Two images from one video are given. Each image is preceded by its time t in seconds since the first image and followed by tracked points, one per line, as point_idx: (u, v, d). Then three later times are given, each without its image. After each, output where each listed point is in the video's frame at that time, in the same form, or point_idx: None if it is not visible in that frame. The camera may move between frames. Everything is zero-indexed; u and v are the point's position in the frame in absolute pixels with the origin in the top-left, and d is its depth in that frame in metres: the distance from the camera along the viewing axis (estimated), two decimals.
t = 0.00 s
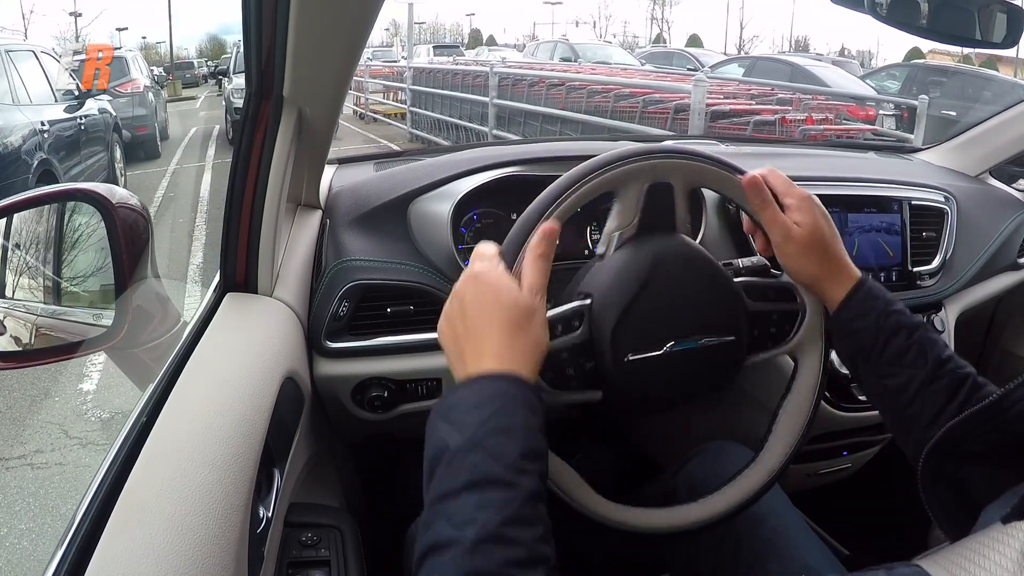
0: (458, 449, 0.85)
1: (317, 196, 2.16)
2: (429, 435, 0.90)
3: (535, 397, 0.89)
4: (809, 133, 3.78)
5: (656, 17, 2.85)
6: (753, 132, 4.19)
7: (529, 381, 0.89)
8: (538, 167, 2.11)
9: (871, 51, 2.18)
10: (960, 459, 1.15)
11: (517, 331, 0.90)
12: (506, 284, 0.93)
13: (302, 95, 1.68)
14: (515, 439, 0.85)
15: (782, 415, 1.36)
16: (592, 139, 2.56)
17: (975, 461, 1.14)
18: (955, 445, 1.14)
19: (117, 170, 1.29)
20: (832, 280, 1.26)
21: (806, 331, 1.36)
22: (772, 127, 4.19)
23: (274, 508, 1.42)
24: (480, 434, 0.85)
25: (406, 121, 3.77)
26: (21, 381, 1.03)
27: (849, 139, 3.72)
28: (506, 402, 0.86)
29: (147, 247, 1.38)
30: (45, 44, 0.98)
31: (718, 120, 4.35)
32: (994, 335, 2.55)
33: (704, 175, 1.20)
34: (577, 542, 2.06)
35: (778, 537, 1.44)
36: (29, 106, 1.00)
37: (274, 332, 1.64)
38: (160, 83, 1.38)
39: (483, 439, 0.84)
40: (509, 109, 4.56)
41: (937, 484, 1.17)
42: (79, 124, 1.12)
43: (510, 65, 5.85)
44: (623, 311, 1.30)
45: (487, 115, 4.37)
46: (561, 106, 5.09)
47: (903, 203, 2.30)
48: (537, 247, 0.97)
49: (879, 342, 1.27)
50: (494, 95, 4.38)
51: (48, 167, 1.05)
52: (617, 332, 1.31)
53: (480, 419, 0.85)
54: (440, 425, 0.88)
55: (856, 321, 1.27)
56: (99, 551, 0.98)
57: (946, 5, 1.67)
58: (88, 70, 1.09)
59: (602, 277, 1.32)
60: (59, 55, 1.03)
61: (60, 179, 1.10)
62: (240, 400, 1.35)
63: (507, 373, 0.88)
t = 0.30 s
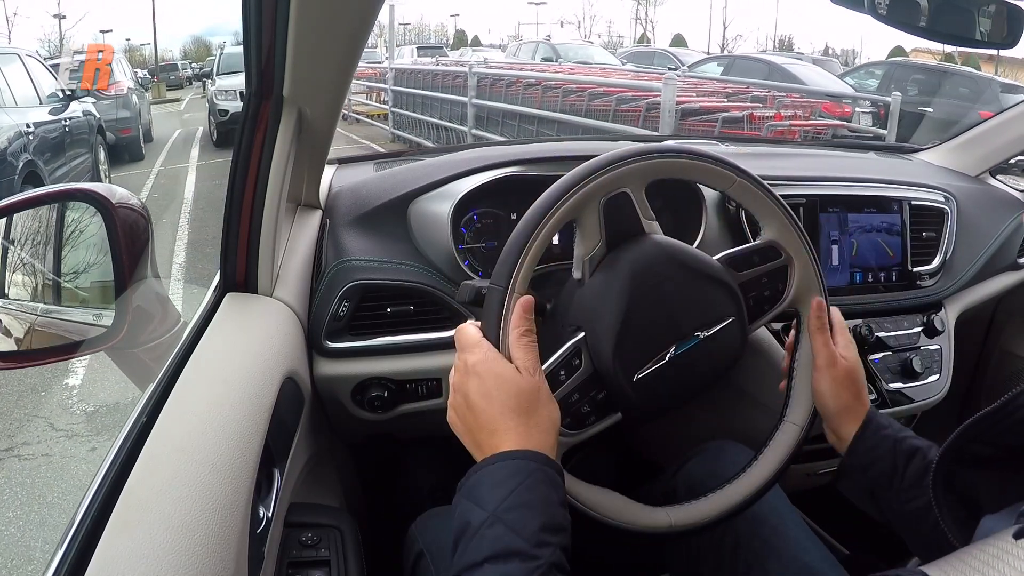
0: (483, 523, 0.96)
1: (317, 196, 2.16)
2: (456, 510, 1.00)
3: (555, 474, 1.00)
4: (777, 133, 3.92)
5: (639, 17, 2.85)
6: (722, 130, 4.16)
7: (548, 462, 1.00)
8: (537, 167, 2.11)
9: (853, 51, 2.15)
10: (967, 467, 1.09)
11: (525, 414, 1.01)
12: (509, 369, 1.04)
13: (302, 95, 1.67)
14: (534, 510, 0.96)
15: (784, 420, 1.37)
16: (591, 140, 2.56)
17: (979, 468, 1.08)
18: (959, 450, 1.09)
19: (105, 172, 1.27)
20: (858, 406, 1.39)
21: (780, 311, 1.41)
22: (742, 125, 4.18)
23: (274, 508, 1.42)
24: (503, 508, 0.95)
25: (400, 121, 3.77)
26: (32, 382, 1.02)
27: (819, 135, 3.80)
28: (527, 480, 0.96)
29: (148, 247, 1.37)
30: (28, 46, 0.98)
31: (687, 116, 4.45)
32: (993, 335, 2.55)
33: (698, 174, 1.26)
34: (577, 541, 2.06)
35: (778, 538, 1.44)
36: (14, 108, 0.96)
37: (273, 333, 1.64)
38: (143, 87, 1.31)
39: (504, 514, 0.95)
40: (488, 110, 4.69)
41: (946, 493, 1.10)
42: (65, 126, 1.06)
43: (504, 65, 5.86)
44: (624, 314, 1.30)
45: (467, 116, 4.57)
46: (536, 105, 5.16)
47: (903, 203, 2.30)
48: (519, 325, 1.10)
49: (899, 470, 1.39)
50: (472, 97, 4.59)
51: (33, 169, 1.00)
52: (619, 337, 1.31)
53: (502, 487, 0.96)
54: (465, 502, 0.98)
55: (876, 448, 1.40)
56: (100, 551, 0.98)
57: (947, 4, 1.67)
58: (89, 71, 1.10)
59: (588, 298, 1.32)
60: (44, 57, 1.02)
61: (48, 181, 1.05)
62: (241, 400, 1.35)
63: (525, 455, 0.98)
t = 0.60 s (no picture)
0: (483, 525, 0.96)
1: (317, 196, 2.16)
2: (457, 510, 0.99)
3: (555, 473, 1.00)
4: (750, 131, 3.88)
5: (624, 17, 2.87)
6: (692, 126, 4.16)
7: (547, 460, 1.00)
8: (537, 167, 2.11)
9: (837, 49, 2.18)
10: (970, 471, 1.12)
11: (524, 413, 1.01)
12: (509, 369, 1.04)
13: (302, 95, 1.67)
14: (534, 511, 0.96)
15: (784, 420, 1.36)
16: (591, 140, 2.56)
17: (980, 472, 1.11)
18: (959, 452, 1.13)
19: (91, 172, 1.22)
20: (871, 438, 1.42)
21: (780, 311, 1.41)
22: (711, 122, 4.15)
23: (274, 508, 1.42)
24: (503, 509, 0.95)
25: (386, 118, 3.57)
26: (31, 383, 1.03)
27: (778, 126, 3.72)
28: (527, 480, 0.96)
29: (148, 246, 1.39)
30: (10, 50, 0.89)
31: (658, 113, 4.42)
32: (993, 335, 2.55)
33: (697, 174, 1.26)
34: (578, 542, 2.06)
35: (779, 537, 1.44)
36: None
37: (274, 333, 1.64)
38: (123, 89, 1.29)
39: (504, 515, 0.95)
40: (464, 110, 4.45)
41: (946, 494, 1.14)
42: (48, 129, 1.00)
43: (495, 66, 5.84)
44: (624, 314, 1.30)
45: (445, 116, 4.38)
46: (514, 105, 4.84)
47: (903, 203, 2.30)
48: (519, 324, 1.09)
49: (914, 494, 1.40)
50: (450, 95, 4.37)
51: (16, 171, 0.95)
52: (619, 336, 1.31)
53: (502, 488, 0.96)
54: (465, 502, 0.98)
55: (894, 472, 1.40)
56: (100, 551, 0.98)
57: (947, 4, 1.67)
58: (89, 71, 1.11)
59: (589, 296, 1.31)
60: (26, 61, 0.95)
61: (30, 184, 1.00)
62: (241, 400, 1.35)
63: (524, 454, 0.98)
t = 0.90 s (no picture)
0: (481, 526, 0.96)
1: (317, 196, 2.16)
2: (456, 511, 0.99)
3: (554, 475, 1.00)
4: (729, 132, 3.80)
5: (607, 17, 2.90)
6: (661, 125, 4.18)
7: (546, 461, 1.00)
8: (537, 167, 2.11)
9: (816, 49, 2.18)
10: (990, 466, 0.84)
11: (524, 413, 1.02)
12: (508, 369, 1.04)
13: (302, 95, 1.67)
14: (533, 513, 0.96)
15: (784, 420, 1.36)
16: (591, 139, 2.56)
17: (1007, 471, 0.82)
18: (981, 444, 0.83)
19: (71, 177, 1.15)
20: (889, 517, 1.46)
21: (780, 312, 1.41)
22: (681, 119, 4.21)
23: (274, 508, 1.42)
24: (501, 511, 0.95)
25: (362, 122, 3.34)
26: (30, 383, 1.03)
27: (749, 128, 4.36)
28: (525, 481, 0.96)
29: (148, 247, 1.41)
30: None
31: (629, 111, 4.45)
32: (993, 335, 2.55)
33: (697, 174, 1.26)
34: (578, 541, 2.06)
35: (779, 537, 1.44)
36: None
37: (274, 333, 1.64)
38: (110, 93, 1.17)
39: (503, 517, 0.95)
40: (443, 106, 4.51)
41: (962, 493, 0.84)
42: (30, 132, 0.95)
43: (486, 66, 5.85)
44: (623, 314, 1.30)
45: (424, 116, 4.48)
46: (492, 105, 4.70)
47: (903, 203, 2.30)
48: (519, 324, 1.09)
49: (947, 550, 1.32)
50: (428, 95, 4.42)
51: None
52: (619, 336, 1.31)
53: (500, 490, 0.96)
54: (464, 503, 0.97)
55: (919, 531, 1.36)
56: (100, 552, 0.98)
57: (947, 5, 1.67)
58: (88, 72, 1.07)
59: (589, 295, 1.32)
60: (8, 65, 0.90)
61: (13, 187, 0.95)
62: (241, 400, 1.35)
63: (524, 454, 0.98)
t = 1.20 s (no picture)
0: (481, 523, 0.96)
1: (317, 196, 2.16)
2: (455, 509, 0.99)
3: (554, 473, 1.00)
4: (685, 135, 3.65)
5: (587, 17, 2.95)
6: (627, 124, 4.03)
7: (546, 459, 1.00)
8: (537, 167, 2.11)
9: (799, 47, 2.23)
10: (1004, 465, 0.88)
11: (524, 412, 1.02)
12: (508, 368, 1.03)
13: (302, 95, 1.67)
14: (533, 511, 0.96)
15: (784, 420, 1.36)
16: (591, 140, 2.56)
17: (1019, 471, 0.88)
18: (996, 443, 0.88)
19: (52, 183, 1.08)
20: (890, 536, 1.37)
21: (780, 312, 1.41)
22: (645, 116, 4.09)
23: (274, 508, 1.42)
24: (501, 508, 0.95)
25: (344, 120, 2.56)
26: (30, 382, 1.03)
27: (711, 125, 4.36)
28: (525, 479, 0.96)
29: (148, 246, 1.42)
30: None
31: (595, 109, 4.24)
32: (993, 335, 2.55)
33: (698, 174, 1.26)
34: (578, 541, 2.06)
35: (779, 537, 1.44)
36: None
37: (274, 333, 1.64)
38: (88, 97, 1.13)
39: (502, 514, 0.95)
40: (422, 108, 3.87)
41: (977, 491, 0.88)
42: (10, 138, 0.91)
43: (476, 67, 5.85)
44: (624, 314, 1.30)
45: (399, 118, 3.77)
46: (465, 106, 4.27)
47: (903, 203, 2.30)
48: (519, 323, 1.09)
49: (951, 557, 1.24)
50: (405, 96, 3.71)
51: None
52: (619, 336, 1.31)
53: (501, 487, 0.96)
54: (463, 501, 0.97)
55: (921, 545, 1.29)
56: (99, 551, 0.98)
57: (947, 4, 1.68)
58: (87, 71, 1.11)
59: (590, 295, 1.32)
60: None
61: None
62: (241, 400, 1.35)
63: (523, 453, 0.98)
